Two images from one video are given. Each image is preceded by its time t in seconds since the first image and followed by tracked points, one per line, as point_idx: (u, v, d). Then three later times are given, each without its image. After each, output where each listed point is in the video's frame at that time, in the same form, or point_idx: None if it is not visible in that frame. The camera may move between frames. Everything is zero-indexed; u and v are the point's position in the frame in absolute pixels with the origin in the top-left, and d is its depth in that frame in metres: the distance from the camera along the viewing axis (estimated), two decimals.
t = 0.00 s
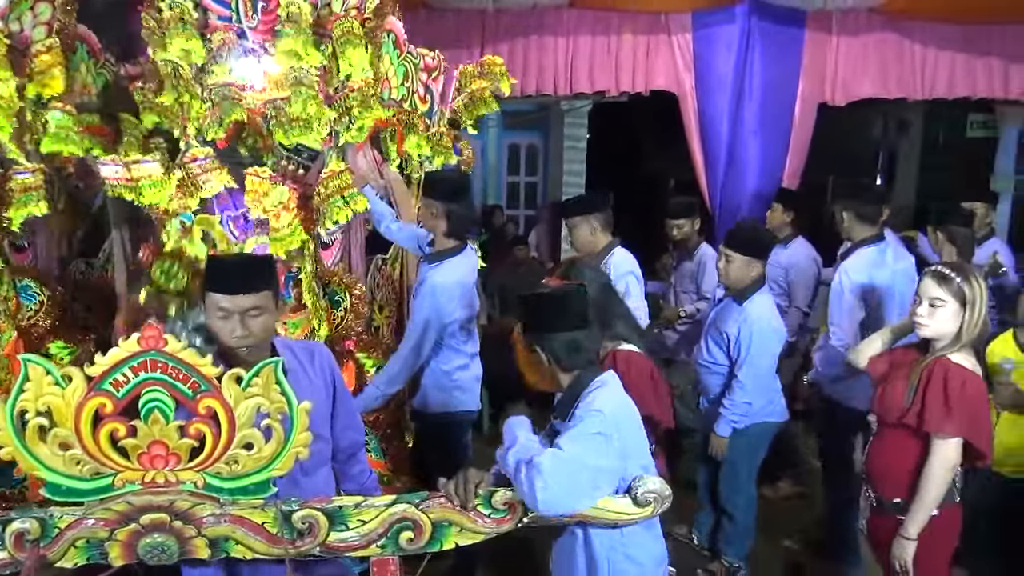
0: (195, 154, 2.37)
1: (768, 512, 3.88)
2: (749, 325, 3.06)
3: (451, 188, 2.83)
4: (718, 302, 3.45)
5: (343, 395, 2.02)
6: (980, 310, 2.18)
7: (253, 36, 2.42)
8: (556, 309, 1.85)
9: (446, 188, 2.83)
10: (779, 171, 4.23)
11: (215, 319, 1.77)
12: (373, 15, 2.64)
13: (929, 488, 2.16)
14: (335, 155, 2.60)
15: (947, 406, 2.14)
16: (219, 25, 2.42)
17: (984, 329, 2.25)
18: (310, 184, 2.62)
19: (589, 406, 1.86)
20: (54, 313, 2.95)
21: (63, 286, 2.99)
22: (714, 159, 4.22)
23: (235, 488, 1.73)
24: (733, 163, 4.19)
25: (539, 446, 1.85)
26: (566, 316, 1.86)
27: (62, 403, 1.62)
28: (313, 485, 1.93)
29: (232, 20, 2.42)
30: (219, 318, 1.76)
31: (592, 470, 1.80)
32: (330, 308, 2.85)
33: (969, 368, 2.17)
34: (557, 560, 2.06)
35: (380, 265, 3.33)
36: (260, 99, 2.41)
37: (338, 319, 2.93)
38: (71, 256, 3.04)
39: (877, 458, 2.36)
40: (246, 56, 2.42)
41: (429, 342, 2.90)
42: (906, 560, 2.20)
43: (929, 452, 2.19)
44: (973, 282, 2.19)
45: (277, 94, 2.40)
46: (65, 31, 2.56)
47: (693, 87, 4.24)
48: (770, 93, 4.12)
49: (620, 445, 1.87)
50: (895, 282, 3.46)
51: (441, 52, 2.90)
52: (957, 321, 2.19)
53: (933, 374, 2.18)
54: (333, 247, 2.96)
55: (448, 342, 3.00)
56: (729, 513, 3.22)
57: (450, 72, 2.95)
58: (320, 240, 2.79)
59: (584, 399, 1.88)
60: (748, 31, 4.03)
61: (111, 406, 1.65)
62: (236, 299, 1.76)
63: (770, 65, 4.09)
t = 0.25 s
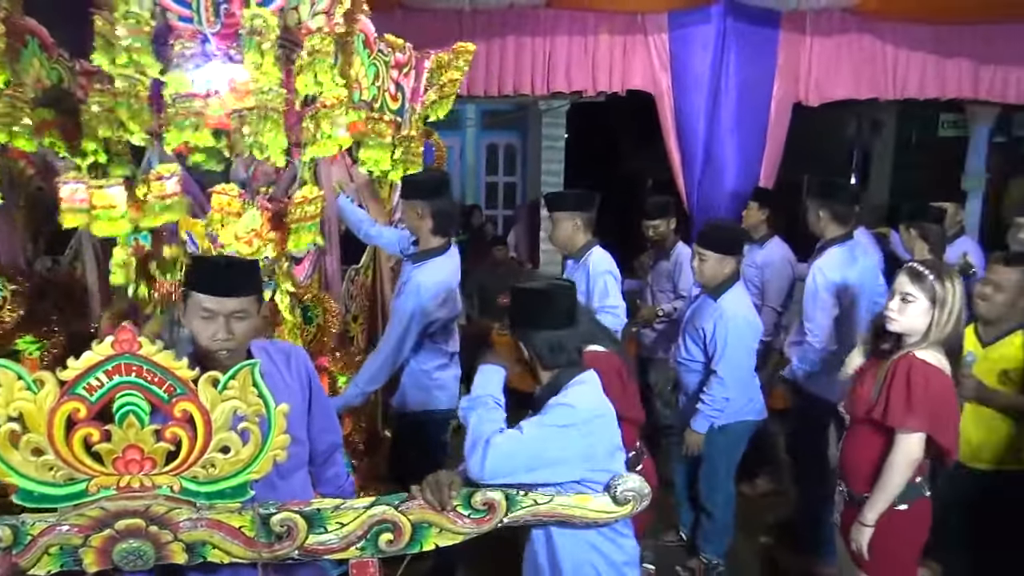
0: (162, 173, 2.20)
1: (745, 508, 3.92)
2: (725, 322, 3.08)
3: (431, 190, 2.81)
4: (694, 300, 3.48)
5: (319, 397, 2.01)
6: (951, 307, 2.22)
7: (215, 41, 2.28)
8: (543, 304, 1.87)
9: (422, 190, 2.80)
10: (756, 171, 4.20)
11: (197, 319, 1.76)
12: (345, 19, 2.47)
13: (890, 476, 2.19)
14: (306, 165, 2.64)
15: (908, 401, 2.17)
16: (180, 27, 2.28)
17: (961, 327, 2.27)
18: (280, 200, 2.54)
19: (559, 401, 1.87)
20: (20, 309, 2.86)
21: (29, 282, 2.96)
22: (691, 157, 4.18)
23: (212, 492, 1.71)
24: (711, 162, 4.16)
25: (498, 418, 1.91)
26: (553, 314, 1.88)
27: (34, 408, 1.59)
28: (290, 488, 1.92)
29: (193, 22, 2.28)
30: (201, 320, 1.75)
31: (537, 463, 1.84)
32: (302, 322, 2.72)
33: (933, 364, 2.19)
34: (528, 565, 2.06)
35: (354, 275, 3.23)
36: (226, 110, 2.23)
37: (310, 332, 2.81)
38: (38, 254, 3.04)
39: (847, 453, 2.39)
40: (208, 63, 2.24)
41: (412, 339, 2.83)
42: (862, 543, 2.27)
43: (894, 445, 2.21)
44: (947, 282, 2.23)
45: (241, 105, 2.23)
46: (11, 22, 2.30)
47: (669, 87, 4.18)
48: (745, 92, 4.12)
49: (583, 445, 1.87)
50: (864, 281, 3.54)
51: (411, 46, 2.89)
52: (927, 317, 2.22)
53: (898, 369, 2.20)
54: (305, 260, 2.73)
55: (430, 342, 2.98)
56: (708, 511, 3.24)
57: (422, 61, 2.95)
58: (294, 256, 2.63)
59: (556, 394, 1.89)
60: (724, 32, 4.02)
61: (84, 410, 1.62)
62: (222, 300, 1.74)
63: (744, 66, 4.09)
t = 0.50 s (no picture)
0: (119, 164, 2.18)
1: (717, 505, 3.95)
2: (696, 320, 3.10)
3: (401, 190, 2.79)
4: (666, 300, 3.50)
5: (291, 395, 1.97)
6: (911, 304, 2.25)
7: (174, 36, 2.29)
8: (528, 305, 1.88)
9: (386, 193, 2.78)
10: (726, 170, 4.25)
11: (157, 322, 1.72)
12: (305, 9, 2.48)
13: (849, 468, 2.23)
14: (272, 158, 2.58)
15: (864, 397, 2.20)
16: (137, 22, 2.27)
17: (922, 325, 2.29)
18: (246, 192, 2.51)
19: (531, 405, 1.87)
20: None
21: None
22: (662, 156, 4.21)
23: (178, 497, 1.68)
24: (681, 159, 4.20)
25: (468, 424, 1.90)
26: (536, 316, 1.89)
27: None
28: (262, 490, 1.90)
29: (150, 17, 2.28)
30: (158, 321, 1.72)
31: (507, 467, 1.87)
32: (269, 315, 2.63)
33: (892, 360, 2.22)
34: (490, 566, 2.05)
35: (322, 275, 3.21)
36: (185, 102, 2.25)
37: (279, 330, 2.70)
38: None
39: (811, 448, 2.43)
40: (167, 57, 2.26)
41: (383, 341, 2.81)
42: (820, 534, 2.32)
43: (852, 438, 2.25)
44: (908, 279, 2.26)
45: (205, 97, 2.25)
46: None
47: (640, 87, 4.22)
48: (716, 93, 4.16)
49: (554, 450, 1.89)
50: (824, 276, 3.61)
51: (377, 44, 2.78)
52: (889, 314, 2.26)
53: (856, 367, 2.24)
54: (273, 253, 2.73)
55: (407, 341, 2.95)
56: (680, 508, 3.27)
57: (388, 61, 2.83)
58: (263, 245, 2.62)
59: (528, 397, 1.89)
60: (693, 32, 4.08)
61: (46, 416, 1.59)
62: (176, 302, 1.70)
63: (714, 66, 4.13)
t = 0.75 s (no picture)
0: (90, 157, 2.23)
1: (691, 503, 3.98)
2: (668, 318, 3.13)
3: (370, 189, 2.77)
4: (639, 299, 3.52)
5: (263, 401, 1.94)
6: (875, 299, 2.29)
7: (143, 32, 2.34)
8: (510, 307, 1.86)
9: (360, 193, 2.77)
10: (698, 172, 4.28)
11: (124, 322, 1.69)
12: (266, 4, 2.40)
13: (819, 466, 2.25)
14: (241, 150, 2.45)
15: (831, 394, 2.24)
16: (106, 22, 2.32)
17: (885, 320, 2.33)
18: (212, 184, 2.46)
19: (508, 416, 1.87)
20: None
21: None
22: (634, 157, 4.23)
23: (147, 502, 1.65)
24: (653, 160, 4.22)
25: (447, 440, 1.91)
26: (517, 318, 1.88)
27: None
28: (232, 495, 1.87)
29: (120, 18, 2.33)
30: (125, 321, 1.68)
31: (486, 479, 1.87)
32: (239, 306, 2.61)
33: (857, 356, 2.25)
34: (464, 568, 2.05)
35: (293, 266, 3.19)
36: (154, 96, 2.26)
37: (249, 319, 2.70)
38: None
39: (781, 446, 2.46)
40: (136, 56, 2.30)
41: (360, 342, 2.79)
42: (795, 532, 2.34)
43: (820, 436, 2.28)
44: (872, 275, 2.30)
45: (172, 93, 2.27)
46: None
47: (613, 87, 4.23)
48: (687, 93, 4.21)
49: (533, 459, 1.88)
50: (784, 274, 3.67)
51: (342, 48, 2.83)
52: (854, 310, 2.29)
53: (823, 364, 2.27)
54: (242, 246, 2.66)
55: (382, 341, 2.94)
56: (655, 508, 3.28)
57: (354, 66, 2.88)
58: (230, 237, 2.54)
59: (505, 405, 1.88)
60: (664, 33, 4.16)
61: (9, 422, 1.55)
62: (145, 300, 1.67)
63: (685, 67, 4.20)
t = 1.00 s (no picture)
0: (51, 163, 2.13)
1: (668, 501, 4.01)
2: (643, 316, 3.14)
3: (338, 185, 2.76)
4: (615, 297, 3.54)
5: (237, 402, 1.92)
6: (842, 296, 2.34)
7: (98, 35, 2.18)
8: (496, 313, 1.83)
9: (329, 194, 2.74)
10: (670, 172, 4.33)
11: (101, 328, 1.64)
12: None
13: (794, 463, 2.27)
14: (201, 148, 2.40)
15: (804, 393, 2.26)
16: (59, 25, 2.16)
17: (852, 316, 2.37)
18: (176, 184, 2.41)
19: (489, 421, 1.88)
20: None
21: None
22: (608, 157, 4.27)
23: (117, 506, 1.63)
24: (625, 161, 4.26)
25: (427, 441, 1.88)
26: (501, 323, 1.85)
27: None
28: (206, 499, 1.85)
29: (73, 20, 2.18)
30: (105, 328, 1.64)
31: (464, 483, 1.88)
32: (213, 302, 2.57)
33: (829, 354, 2.28)
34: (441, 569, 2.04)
35: (268, 260, 3.06)
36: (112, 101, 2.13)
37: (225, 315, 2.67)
38: None
39: (756, 443, 2.49)
40: (92, 60, 2.15)
41: (339, 341, 2.75)
42: (774, 530, 2.36)
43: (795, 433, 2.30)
44: (837, 272, 2.35)
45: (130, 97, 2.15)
46: None
47: (586, 87, 4.26)
48: (661, 90, 4.23)
49: (511, 465, 1.90)
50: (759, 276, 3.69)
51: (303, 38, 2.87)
52: (823, 308, 2.33)
53: (797, 362, 2.30)
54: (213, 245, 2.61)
55: (357, 341, 2.92)
56: (632, 506, 3.30)
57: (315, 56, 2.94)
58: (198, 234, 2.51)
59: (485, 411, 1.89)
60: (638, 33, 4.19)
61: None
62: (124, 304, 1.65)
63: (658, 65, 4.22)
